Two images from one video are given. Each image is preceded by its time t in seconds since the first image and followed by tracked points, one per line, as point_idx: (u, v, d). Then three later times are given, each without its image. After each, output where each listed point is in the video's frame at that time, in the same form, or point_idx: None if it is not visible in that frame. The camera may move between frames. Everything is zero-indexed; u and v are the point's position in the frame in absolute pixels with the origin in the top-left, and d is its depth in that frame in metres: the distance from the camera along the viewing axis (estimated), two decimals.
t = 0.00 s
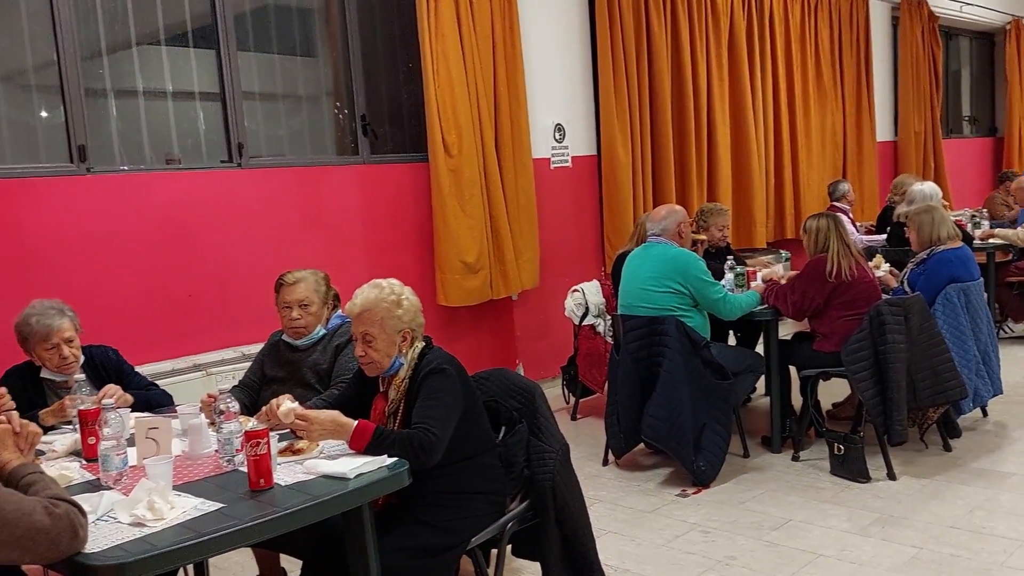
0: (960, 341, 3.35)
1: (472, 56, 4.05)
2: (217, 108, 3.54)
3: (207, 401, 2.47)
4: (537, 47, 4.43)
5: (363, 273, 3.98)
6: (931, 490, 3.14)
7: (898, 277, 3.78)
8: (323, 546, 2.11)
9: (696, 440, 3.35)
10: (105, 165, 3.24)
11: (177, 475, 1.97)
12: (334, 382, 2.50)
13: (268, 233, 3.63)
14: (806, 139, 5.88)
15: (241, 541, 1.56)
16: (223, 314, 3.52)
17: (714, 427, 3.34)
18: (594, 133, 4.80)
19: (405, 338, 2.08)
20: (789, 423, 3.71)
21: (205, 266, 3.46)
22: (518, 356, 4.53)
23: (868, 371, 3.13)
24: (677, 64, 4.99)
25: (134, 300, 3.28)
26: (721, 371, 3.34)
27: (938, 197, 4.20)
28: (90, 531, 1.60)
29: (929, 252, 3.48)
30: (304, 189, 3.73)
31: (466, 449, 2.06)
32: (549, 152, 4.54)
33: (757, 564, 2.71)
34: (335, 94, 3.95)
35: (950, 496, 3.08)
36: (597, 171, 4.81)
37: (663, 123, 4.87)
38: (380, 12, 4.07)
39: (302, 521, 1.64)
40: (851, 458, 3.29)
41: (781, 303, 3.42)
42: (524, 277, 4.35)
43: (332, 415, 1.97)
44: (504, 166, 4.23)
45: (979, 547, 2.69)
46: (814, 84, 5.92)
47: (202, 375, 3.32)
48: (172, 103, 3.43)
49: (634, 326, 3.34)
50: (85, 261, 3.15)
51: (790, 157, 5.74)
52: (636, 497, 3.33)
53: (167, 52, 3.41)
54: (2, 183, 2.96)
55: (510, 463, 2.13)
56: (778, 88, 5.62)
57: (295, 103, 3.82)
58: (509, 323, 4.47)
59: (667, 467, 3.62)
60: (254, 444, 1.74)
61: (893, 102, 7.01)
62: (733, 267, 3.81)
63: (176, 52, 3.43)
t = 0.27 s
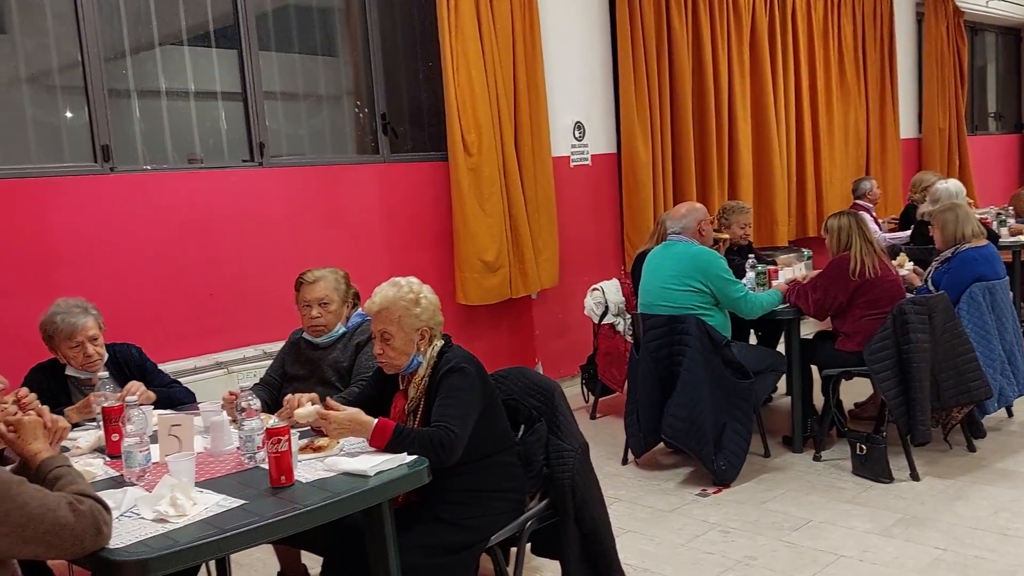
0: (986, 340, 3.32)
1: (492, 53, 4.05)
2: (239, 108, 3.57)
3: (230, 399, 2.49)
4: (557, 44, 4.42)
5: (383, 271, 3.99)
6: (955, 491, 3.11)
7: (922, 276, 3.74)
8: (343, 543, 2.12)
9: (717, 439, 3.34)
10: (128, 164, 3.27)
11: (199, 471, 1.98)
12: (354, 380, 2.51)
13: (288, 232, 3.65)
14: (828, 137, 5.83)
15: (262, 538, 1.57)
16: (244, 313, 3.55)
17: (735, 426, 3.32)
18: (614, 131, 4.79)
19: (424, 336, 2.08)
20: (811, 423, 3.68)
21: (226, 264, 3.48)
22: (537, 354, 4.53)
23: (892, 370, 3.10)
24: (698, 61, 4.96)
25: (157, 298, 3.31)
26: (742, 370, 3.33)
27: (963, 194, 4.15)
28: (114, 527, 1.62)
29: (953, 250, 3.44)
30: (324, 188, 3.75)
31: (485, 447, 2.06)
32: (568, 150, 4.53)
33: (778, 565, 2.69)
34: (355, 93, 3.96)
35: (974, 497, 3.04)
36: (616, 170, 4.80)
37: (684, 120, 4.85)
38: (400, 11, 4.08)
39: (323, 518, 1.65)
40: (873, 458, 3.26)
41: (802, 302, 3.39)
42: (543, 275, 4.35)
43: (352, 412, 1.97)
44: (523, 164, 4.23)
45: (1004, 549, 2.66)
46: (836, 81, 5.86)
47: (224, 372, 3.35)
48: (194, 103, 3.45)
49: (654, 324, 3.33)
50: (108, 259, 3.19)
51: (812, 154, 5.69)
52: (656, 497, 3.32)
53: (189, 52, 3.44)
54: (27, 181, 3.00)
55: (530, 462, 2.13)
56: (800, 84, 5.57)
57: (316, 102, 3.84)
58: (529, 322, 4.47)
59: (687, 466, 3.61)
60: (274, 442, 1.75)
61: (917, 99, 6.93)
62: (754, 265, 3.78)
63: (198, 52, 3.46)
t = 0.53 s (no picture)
0: (1009, 340, 3.28)
1: (510, 53, 4.05)
2: (259, 108, 3.59)
3: (250, 397, 2.50)
4: (575, 44, 4.42)
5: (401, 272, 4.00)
6: (978, 492, 3.07)
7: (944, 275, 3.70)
8: (362, 541, 2.12)
9: (736, 439, 3.32)
10: (150, 165, 3.30)
11: (220, 470, 1.99)
12: (372, 379, 2.51)
13: (307, 232, 3.66)
14: (849, 135, 5.79)
15: (283, 536, 1.58)
16: (264, 312, 3.57)
17: (754, 426, 3.30)
18: (633, 131, 4.78)
19: (442, 334, 2.08)
20: (831, 424, 3.65)
21: (246, 264, 3.50)
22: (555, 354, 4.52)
23: (914, 370, 3.07)
24: (717, 60, 4.93)
25: (178, 297, 3.34)
26: (761, 371, 3.31)
27: (986, 193, 4.10)
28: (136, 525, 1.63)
29: (976, 249, 3.40)
30: (343, 189, 3.76)
31: (504, 447, 2.06)
32: (586, 149, 4.52)
33: (799, 566, 2.67)
34: (374, 94, 3.98)
35: (998, 498, 3.01)
36: (635, 169, 4.79)
37: (703, 119, 4.82)
38: (418, 11, 4.09)
39: (343, 515, 1.66)
40: (895, 459, 3.23)
41: (823, 302, 3.36)
42: (561, 275, 4.34)
43: (372, 410, 1.99)
44: (541, 164, 4.23)
45: None
46: (857, 79, 5.82)
47: (243, 371, 3.37)
48: (215, 104, 3.48)
49: (673, 324, 3.32)
50: (130, 259, 3.22)
51: (832, 153, 5.65)
52: (675, 497, 3.31)
53: (210, 53, 3.46)
54: (51, 181, 3.03)
55: (548, 462, 2.13)
56: (820, 83, 5.54)
57: (335, 103, 3.86)
58: (546, 321, 4.46)
59: (706, 466, 3.59)
60: (294, 440, 1.76)
61: (939, 97, 6.86)
62: (773, 265, 3.76)
63: (219, 53, 3.49)
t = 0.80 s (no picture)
0: None
1: (526, 52, 4.05)
2: (277, 109, 3.61)
3: (267, 397, 2.51)
4: (591, 43, 4.41)
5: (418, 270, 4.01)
6: (999, 494, 3.04)
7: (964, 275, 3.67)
8: (379, 539, 2.12)
9: (753, 440, 3.30)
10: (169, 165, 3.32)
11: (238, 468, 2.00)
12: (389, 378, 2.52)
13: (324, 231, 3.68)
14: (867, 133, 5.75)
15: (300, 535, 1.59)
16: (281, 311, 3.58)
17: (772, 427, 3.29)
18: (649, 130, 4.76)
19: (455, 333, 2.08)
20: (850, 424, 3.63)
21: (265, 263, 3.52)
22: (571, 354, 4.52)
23: (934, 371, 3.04)
24: (734, 58, 4.91)
25: (196, 297, 3.36)
26: (779, 371, 3.29)
27: (1007, 191, 4.06)
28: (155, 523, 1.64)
29: (997, 248, 3.37)
30: (360, 188, 3.77)
31: (520, 447, 2.06)
32: (603, 148, 4.52)
33: (817, 567, 2.65)
34: (391, 94, 3.99)
35: (1019, 500, 2.97)
36: (651, 168, 4.78)
37: (720, 117, 4.80)
38: (434, 11, 4.09)
39: (361, 514, 1.66)
40: (915, 460, 3.20)
41: (841, 301, 3.33)
42: (577, 274, 4.34)
43: (388, 411, 2.00)
44: (557, 163, 4.22)
45: None
46: (876, 77, 5.77)
47: (261, 370, 3.39)
48: (233, 105, 3.50)
49: (690, 324, 3.30)
50: (149, 259, 3.24)
51: (851, 152, 5.61)
52: (691, 497, 3.29)
53: (227, 54, 3.48)
54: (72, 182, 3.06)
55: (564, 461, 2.13)
56: (838, 81, 5.50)
57: (352, 103, 3.87)
58: (562, 321, 4.46)
59: (723, 467, 3.57)
60: (311, 439, 1.76)
61: (959, 95, 6.80)
62: (791, 265, 3.74)
63: (237, 54, 3.51)
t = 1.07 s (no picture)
0: None
1: (542, 52, 4.05)
2: (294, 110, 3.63)
3: (285, 396, 2.51)
4: (607, 42, 4.40)
5: (434, 270, 4.02)
6: (1021, 496, 3.01)
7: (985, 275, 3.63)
8: (396, 538, 2.13)
9: (771, 441, 3.28)
10: (188, 166, 3.35)
11: (255, 467, 2.01)
12: (405, 378, 2.53)
13: (341, 232, 3.69)
14: (887, 132, 5.70)
15: (318, 534, 1.59)
16: (298, 311, 3.60)
17: (789, 428, 3.27)
18: (666, 129, 4.75)
19: (458, 335, 2.07)
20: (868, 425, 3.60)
21: (282, 264, 3.54)
22: (587, 354, 4.52)
23: (953, 372, 3.01)
24: (751, 57, 4.89)
25: (215, 297, 3.38)
26: (797, 371, 3.27)
27: None
28: (174, 521, 1.65)
29: (1018, 248, 3.33)
30: (376, 189, 3.79)
31: (535, 447, 2.06)
32: (619, 148, 4.51)
33: (835, 569, 2.63)
34: (407, 95, 4.00)
35: None
36: (668, 168, 4.77)
37: (737, 116, 4.77)
38: (450, 12, 4.10)
39: (377, 513, 1.67)
40: (935, 462, 3.17)
41: (858, 301, 3.31)
42: (593, 275, 4.33)
43: (405, 412, 2.03)
44: (573, 163, 4.22)
45: None
46: (895, 75, 5.73)
47: (279, 370, 3.41)
48: (251, 106, 3.53)
49: (706, 324, 3.29)
50: (169, 259, 3.27)
51: (869, 150, 5.57)
52: (709, 498, 3.28)
53: (245, 56, 3.51)
54: (92, 183, 3.09)
55: (580, 462, 2.13)
56: (857, 79, 5.46)
57: (368, 104, 3.89)
58: (578, 321, 4.45)
59: (740, 467, 3.56)
60: (327, 439, 1.77)
61: (980, 93, 6.73)
62: (809, 264, 3.72)
63: (254, 55, 3.53)
